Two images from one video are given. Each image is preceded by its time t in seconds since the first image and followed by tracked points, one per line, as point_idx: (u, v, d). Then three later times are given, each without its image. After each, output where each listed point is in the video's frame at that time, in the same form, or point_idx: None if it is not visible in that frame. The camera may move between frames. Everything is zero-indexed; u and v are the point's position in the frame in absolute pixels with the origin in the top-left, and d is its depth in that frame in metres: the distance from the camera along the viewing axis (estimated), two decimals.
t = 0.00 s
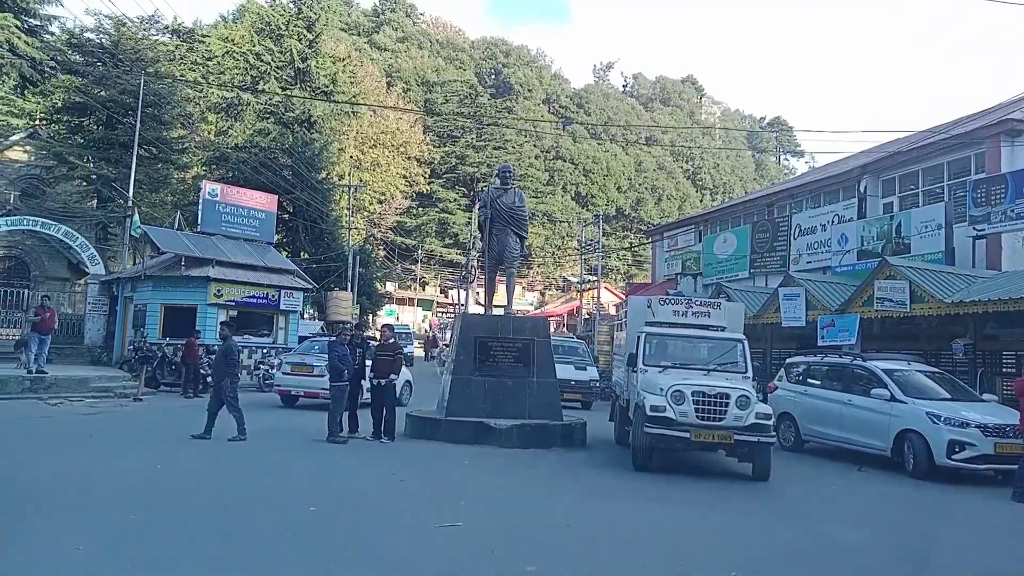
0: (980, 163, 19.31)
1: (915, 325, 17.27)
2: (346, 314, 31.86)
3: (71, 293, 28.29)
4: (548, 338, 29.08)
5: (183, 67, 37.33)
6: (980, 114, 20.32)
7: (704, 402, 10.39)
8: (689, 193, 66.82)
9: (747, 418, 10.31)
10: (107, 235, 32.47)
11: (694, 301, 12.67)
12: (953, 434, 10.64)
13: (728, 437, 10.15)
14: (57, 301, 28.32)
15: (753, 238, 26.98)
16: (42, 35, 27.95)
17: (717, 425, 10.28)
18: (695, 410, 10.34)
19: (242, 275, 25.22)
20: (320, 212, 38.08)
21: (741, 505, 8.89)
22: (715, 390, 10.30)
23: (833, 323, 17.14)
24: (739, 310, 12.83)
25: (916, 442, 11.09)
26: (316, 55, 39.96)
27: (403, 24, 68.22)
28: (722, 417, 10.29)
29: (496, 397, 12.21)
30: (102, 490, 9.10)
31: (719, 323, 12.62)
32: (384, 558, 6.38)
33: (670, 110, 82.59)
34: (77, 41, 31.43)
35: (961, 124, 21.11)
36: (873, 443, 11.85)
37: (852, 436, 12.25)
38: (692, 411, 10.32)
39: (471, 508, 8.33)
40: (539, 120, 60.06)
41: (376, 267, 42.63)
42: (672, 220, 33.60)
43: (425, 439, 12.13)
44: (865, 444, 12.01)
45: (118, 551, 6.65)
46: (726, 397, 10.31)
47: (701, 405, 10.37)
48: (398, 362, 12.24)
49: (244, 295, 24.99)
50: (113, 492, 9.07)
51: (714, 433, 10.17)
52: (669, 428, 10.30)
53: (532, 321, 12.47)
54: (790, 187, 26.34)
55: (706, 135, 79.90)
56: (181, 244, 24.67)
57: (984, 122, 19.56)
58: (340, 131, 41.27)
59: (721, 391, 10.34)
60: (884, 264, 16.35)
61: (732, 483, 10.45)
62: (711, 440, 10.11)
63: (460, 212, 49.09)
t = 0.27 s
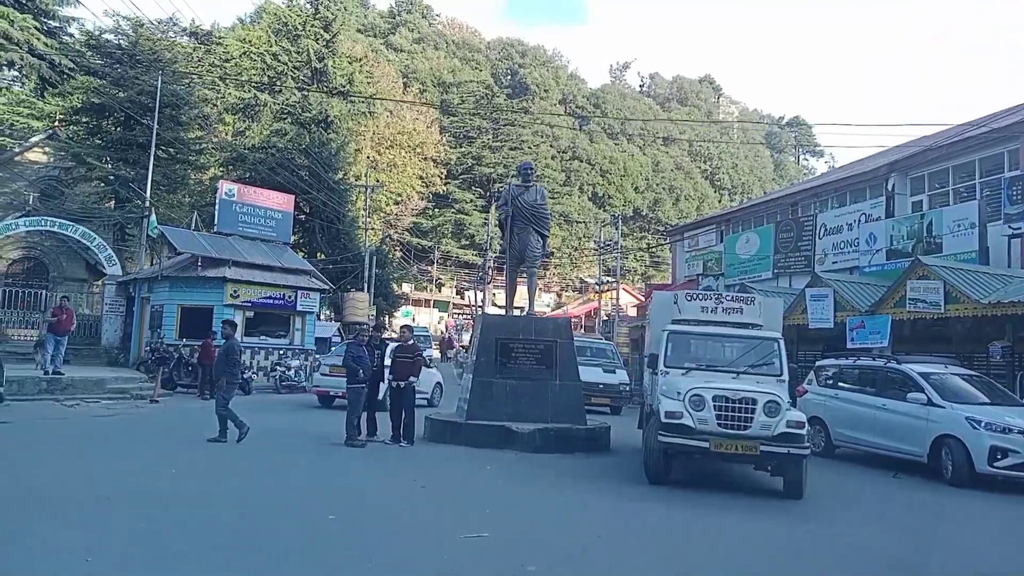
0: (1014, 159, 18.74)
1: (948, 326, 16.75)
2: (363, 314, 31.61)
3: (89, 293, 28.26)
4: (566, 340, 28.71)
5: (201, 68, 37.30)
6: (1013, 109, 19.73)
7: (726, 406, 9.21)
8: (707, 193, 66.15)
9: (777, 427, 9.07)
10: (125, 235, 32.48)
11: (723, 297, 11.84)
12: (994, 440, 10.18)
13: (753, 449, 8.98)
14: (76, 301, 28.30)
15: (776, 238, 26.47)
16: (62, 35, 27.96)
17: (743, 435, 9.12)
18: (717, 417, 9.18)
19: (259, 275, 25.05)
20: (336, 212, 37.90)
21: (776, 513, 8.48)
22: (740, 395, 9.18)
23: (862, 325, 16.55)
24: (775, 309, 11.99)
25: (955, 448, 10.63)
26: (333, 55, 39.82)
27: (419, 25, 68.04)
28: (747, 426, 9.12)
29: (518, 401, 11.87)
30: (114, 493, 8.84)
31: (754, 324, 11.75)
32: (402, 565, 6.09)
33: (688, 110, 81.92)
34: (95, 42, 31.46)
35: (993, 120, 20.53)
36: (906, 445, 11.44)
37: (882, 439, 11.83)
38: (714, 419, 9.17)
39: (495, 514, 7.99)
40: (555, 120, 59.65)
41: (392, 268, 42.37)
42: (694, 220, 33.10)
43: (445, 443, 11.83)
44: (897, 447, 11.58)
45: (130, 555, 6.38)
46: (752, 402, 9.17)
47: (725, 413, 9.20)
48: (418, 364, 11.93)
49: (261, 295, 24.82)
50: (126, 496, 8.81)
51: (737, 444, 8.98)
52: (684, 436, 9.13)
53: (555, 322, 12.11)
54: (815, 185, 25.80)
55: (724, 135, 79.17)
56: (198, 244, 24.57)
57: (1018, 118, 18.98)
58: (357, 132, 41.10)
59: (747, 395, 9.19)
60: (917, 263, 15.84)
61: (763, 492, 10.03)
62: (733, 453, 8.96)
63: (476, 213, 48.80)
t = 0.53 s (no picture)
0: None
1: (981, 326, 16.29)
2: (380, 315, 31.43)
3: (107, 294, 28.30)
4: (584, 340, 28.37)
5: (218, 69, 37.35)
6: None
7: (743, 410, 8.20)
8: (725, 192, 65.54)
9: (802, 435, 8.05)
10: (143, 236, 32.53)
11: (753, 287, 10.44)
12: None
13: (772, 459, 7.95)
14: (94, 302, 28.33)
15: (798, 236, 25.99)
16: (81, 36, 28.02)
17: (761, 443, 8.11)
18: (732, 423, 8.18)
19: (276, 275, 24.93)
20: (353, 212, 37.80)
21: (814, 521, 8.13)
22: (758, 398, 8.16)
23: (892, 325, 16.26)
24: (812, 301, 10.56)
25: (996, 454, 10.23)
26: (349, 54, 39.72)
27: (435, 26, 67.91)
28: (767, 433, 8.11)
29: (540, 403, 11.59)
30: (129, 494, 8.65)
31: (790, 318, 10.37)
32: None
33: (705, 109, 81.30)
34: (113, 43, 31.53)
35: None
36: (943, 449, 11.06)
37: (918, 443, 11.46)
38: (729, 425, 8.18)
39: (521, 520, 7.70)
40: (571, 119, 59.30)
41: (408, 269, 42.21)
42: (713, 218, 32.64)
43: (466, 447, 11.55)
44: (934, 451, 11.21)
45: (145, 558, 6.13)
46: (771, 406, 8.15)
47: (741, 418, 8.20)
48: (437, 365, 11.66)
49: (278, 296, 24.72)
50: (142, 499, 8.60)
51: (754, 454, 7.97)
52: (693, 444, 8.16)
53: (577, 322, 11.80)
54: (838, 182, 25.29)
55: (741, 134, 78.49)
56: (215, 244, 24.49)
57: None
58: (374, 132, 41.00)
59: (766, 398, 8.17)
60: (950, 261, 15.39)
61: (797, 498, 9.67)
62: (750, 463, 7.96)
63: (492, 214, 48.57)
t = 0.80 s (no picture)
0: None
1: (1011, 327, 15.89)
2: (395, 315, 31.27)
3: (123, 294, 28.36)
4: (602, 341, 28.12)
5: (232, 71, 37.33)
6: None
7: (752, 414, 7.51)
8: (740, 192, 65.01)
9: (817, 441, 7.32)
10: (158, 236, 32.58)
11: (774, 279, 9.68)
12: None
13: (782, 468, 7.25)
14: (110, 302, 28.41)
15: (819, 235, 25.58)
16: (97, 36, 28.08)
17: (772, 450, 7.41)
18: (740, 428, 7.51)
19: (291, 275, 24.83)
20: (368, 212, 37.71)
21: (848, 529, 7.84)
22: (767, 401, 7.46)
23: (918, 326, 15.79)
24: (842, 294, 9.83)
25: None
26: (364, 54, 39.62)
27: (449, 26, 67.79)
28: (777, 439, 7.42)
29: (560, 405, 11.38)
30: (144, 497, 8.50)
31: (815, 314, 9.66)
32: None
33: (720, 108, 80.76)
34: (129, 44, 31.61)
35: None
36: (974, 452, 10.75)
37: (947, 445, 11.15)
38: (736, 430, 7.51)
39: (544, 526, 7.47)
40: (584, 119, 59.00)
41: (423, 269, 42.08)
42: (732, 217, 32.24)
43: (485, 450, 11.32)
44: (964, 454, 10.90)
45: (157, 562, 6.01)
46: (783, 410, 7.44)
47: (750, 422, 7.51)
48: (454, 366, 11.46)
49: (293, 296, 24.64)
50: (157, 501, 8.47)
51: (761, 462, 7.28)
52: (695, 451, 7.50)
53: (598, 322, 11.56)
54: (859, 181, 24.89)
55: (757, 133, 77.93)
56: (230, 244, 24.44)
57: None
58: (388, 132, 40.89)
59: (776, 402, 7.46)
60: (978, 260, 15.04)
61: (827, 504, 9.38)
62: (758, 473, 7.28)
63: (507, 214, 48.33)
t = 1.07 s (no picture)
0: None
1: None
2: (411, 314, 31.20)
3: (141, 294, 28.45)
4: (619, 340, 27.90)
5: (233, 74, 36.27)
6: None
7: (749, 416, 6.74)
8: (756, 190, 64.49)
9: (821, 447, 6.52)
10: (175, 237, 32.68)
11: (795, 269, 9.03)
12: None
13: (779, 477, 6.48)
14: (128, 302, 28.51)
15: (839, 232, 25.21)
16: (114, 38, 28.12)
17: (770, 456, 6.64)
18: (735, 431, 6.77)
19: (307, 275, 24.76)
20: (383, 212, 37.67)
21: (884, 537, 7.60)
22: (765, 402, 6.70)
23: (946, 324, 15.45)
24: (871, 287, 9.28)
25: None
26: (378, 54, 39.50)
27: (462, 25, 67.67)
28: (776, 444, 6.64)
29: (581, 406, 11.18)
30: (162, 501, 8.39)
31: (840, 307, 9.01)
32: None
33: (735, 105, 80.21)
34: (144, 45, 31.66)
35: None
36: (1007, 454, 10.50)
37: (978, 446, 10.90)
38: (731, 434, 6.76)
39: (570, 534, 7.29)
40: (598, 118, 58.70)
41: (438, 268, 42.02)
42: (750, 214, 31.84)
43: (507, 452, 11.14)
44: (995, 456, 10.65)
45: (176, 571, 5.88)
46: (783, 412, 6.67)
47: (746, 425, 6.75)
48: (473, 366, 11.29)
49: (309, 296, 24.57)
50: (177, 505, 8.36)
51: (756, 470, 6.54)
52: (686, 458, 6.79)
53: (619, 320, 11.35)
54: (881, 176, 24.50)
55: (772, 130, 77.34)
56: (246, 244, 24.41)
57: None
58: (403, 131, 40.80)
59: (776, 402, 6.68)
60: (1008, 257, 14.71)
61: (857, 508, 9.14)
62: (752, 481, 6.54)
63: (521, 213, 48.15)
